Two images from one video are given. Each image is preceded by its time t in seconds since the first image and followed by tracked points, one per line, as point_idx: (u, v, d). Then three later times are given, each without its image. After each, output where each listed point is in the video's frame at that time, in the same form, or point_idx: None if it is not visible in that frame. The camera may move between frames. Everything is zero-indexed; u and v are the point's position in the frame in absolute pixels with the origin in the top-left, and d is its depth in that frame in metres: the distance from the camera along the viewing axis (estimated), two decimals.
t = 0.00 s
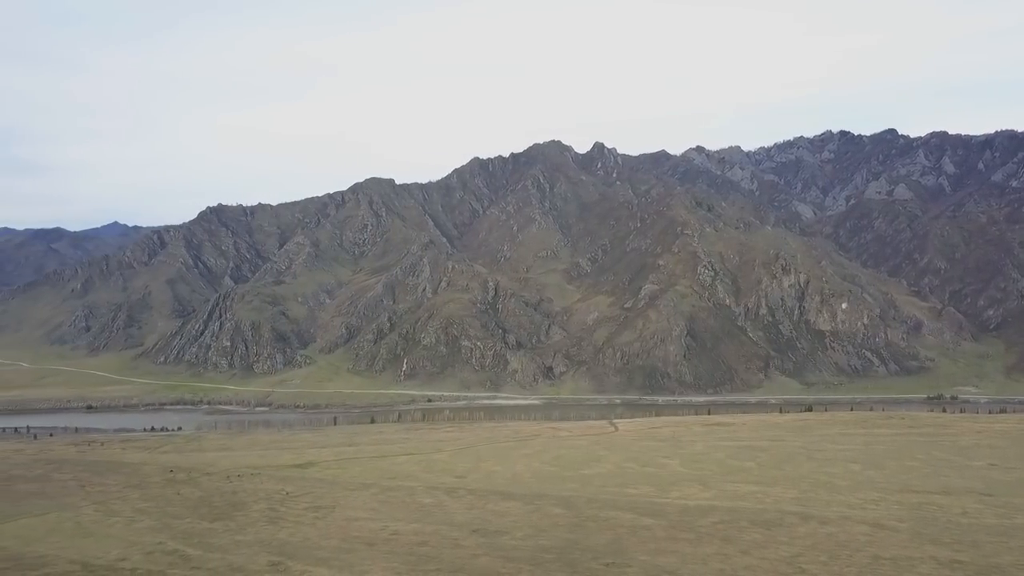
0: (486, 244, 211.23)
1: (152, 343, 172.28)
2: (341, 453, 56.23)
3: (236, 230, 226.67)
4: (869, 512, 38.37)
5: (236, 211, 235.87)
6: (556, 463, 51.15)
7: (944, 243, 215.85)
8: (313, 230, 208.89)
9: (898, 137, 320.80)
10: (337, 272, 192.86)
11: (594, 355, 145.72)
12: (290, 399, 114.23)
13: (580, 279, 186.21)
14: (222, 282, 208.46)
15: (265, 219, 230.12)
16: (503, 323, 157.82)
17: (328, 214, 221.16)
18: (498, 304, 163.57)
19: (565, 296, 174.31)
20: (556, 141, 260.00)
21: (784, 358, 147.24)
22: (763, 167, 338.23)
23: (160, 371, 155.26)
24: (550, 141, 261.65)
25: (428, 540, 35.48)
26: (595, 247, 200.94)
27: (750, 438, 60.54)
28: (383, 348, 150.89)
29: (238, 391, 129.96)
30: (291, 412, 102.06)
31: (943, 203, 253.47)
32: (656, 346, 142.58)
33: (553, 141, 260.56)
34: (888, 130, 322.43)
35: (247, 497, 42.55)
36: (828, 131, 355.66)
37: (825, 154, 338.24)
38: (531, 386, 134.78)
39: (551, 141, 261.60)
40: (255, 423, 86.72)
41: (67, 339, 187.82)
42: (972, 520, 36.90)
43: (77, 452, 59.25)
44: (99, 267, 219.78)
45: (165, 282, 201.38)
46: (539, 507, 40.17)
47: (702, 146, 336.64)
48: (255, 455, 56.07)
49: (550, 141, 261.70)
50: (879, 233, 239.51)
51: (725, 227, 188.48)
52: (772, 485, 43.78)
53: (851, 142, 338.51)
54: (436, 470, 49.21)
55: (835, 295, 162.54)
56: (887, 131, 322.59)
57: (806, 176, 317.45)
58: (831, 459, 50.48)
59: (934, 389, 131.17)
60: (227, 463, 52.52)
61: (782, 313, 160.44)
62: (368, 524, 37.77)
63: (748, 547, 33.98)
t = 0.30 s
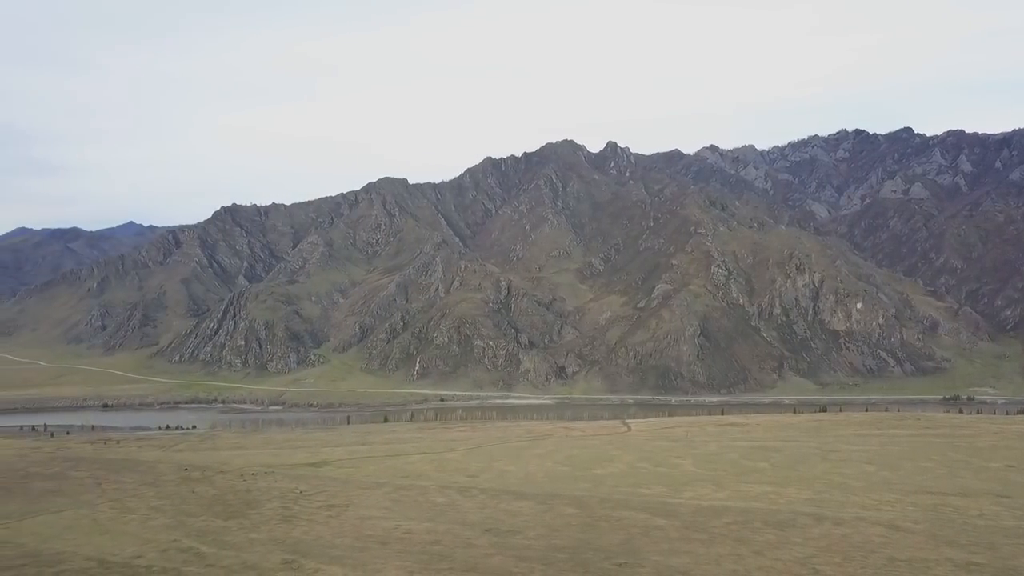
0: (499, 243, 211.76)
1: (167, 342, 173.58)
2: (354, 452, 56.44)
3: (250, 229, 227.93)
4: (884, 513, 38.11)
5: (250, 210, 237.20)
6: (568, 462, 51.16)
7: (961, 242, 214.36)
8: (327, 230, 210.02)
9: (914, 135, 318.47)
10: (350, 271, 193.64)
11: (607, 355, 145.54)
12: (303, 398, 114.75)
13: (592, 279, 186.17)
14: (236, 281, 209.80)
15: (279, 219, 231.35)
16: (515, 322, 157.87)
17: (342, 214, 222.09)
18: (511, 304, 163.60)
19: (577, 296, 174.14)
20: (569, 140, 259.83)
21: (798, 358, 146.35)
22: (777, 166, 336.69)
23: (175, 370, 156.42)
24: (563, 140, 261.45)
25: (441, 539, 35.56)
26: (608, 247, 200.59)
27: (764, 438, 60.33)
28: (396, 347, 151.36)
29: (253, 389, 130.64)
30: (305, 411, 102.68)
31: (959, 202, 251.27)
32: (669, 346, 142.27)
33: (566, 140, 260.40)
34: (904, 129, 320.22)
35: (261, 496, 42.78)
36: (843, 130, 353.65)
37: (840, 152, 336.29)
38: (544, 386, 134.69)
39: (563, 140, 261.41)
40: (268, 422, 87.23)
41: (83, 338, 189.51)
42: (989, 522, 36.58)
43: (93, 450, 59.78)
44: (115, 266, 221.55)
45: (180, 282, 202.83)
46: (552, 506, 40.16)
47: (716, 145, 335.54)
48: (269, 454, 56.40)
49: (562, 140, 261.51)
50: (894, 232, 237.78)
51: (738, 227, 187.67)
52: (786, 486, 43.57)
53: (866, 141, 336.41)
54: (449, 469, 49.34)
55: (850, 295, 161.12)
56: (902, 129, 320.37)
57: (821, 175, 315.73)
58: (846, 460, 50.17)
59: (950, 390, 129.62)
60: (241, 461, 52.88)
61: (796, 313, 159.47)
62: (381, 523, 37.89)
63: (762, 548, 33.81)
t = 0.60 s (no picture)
0: (510, 243, 212.19)
1: (181, 341, 174.61)
2: (366, 451, 56.58)
3: (263, 229, 229.00)
4: (898, 514, 37.86)
5: (262, 210, 238.22)
6: (580, 462, 51.10)
7: (976, 241, 212.81)
8: (339, 229, 211.00)
9: (929, 134, 316.20)
10: (362, 270, 194.21)
11: (619, 355, 145.19)
12: (316, 397, 115.24)
13: (604, 278, 186.06)
14: (249, 280, 210.85)
15: (291, 219, 232.36)
16: (526, 322, 157.82)
17: (354, 214, 222.88)
18: (522, 303, 163.56)
19: (589, 295, 173.94)
20: (581, 139, 259.55)
21: (811, 358, 145.44)
22: (791, 165, 335.00)
23: (188, 369, 157.34)
24: (575, 139, 261.13)
25: (452, 538, 35.59)
26: (620, 246, 200.19)
27: (777, 438, 60.08)
28: (408, 347, 151.68)
29: (266, 388, 131.17)
30: (318, 410, 103.21)
31: (975, 201, 249.15)
32: (682, 346, 141.86)
33: (578, 139, 260.08)
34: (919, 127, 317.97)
35: (273, 494, 42.98)
36: (857, 128, 351.63)
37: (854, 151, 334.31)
38: (555, 385, 134.54)
39: (575, 139, 261.09)
40: (281, 420, 87.61)
41: (98, 337, 191.01)
42: (1005, 523, 36.22)
43: (107, 448, 60.28)
44: (129, 266, 223.12)
45: (193, 281, 204.00)
46: (564, 506, 40.13)
47: (729, 144, 334.73)
48: (282, 452, 56.67)
49: (574, 139, 261.19)
50: (909, 232, 236.13)
51: (751, 226, 186.87)
52: (799, 486, 43.34)
53: (881, 140, 334.27)
54: (461, 468, 49.38)
55: (864, 295, 159.76)
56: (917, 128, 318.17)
57: (834, 174, 314.01)
58: (860, 461, 49.85)
59: (966, 391, 128.09)
60: (254, 460, 53.15)
61: (809, 313, 158.56)
62: (393, 522, 38.00)
63: (774, 548, 33.67)
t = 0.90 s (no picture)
0: (521, 243, 212.68)
1: (194, 340, 175.55)
2: (377, 449, 56.74)
3: (275, 229, 230.01)
4: (913, 515, 37.58)
5: (275, 209, 239.17)
6: (591, 461, 51.07)
7: (991, 241, 211.09)
8: (351, 229, 211.86)
9: (943, 133, 314.13)
10: (374, 270, 194.76)
11: (630, 355, 144.89)
12: (327, 397, 115.66)
13: (615, 277, 185.93)
14: (262, 280, 211.82)
15: (303, 219, 233.39)
16: (537, 321, 157.71)
17: (366, 214, 223.59)
18: (533, 303, 163.46)
19: (599, 295, 173.68)
20: (592, 139, 259.15)
21: (824, 358, 144.69)
22: (803, 164, 333.45)
23: (201, 368, 158.17)
24: (586, 139, 260.77)
25: (463, 537, 35.64)
26: (631, 245, 199.87)
27: (789, 438, 59.83)
28: (419, 346, 151.98)
29: (278, 387, 131.71)
30: (330, 409, 103.62)
31: (990, 200, 247.13)
32: (694, 346, 141.46)
33: (589, 139, 259.63)
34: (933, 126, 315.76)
35: (285, 493, 43.20)
36: (870, 127, 349.60)
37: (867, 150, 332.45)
38: (566, 385, 134.43)
39: (586, 138, 260.75)
40: (293, 419, 87.97)
41: (112, 336, 192.40)
42: (1020, 526, 35.85)
43: (121, 446, 60.71)
44: (142, 265, 224.48)
45: (206, 281, 205.03)
46: (575, 506, 40.09)
47: (740, 143, 333.81)
48: (293, 451, 56.89)
49: (585, 139, 260.83)
50: (922, 231, 234.56)
51: (763, 225, 186.11)
52: (811, 487, 43.13)
53: (894, 139, 332.29)
54: (471, 467, 49.48)
55: (877, 294, 158.64)
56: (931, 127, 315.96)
57: (847, 173, 312.43)
58: (872, 461, 49.60)
59: (980, 392, 126.82)
60: (266, 458, 53.41)
61: (822, 313, 157.76)
62: (404, 520, 38.08)
63: (786, 549, 33.53)
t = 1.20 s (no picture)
0: (532, 243, 212.85)
1: (206, 339, 176.53)
2: (388, 448, 56.88)
3: (287, 228, 230.96)
4: (926, 517, 37.34)
5: (286, 209, 240.06)
6: (602, 461, 51.01)
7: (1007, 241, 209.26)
8: (362, 228, 212.52)
9: (957, 131, 311.74)
10: (385, 269, 195.26)
11: (641, 355, 144.57)
12: (339, 396, 116.12)
13: (627, 277, 185.62)
14: (274, 279, 212.79)
15: (315, 219, 234.23)
16: (548, 321, 157.57)
17: (377, 214, 224.17)
18: (544, 303, 163.36)
19: (611, 295, 173.44)
20: (603, 138, 258.89)
21: (837, 358, 143.81)
22: (816, 163, 331.66)
23: (214, 367, 159.02)
24: (597, 138, 260.58)
25: (474, 537, 35.66)
26: (643, 244, 199.43)
27: (801, 438, 59.52)
28: (430, 345, 152.27)
29: (289, 386, 132.34)
30: (341, 408, 104.00)
31: (1005, 199, 244.83)
32: (705, 345, 141.00)
33: (600, 138, 259.41)
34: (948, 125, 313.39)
35: (297, 491, 43.37)
36: (883, 126, 347.38)
37: (881, 149, 330.23)
38: (577, 385, 134.30)
39: (597, 138, 260.54)
40: (304, 418, 88.35)
41: (125, 335, 193.78)
42: None
43: (135, 444, 61.13)
44: (156, 265, 225.92)
45: (218, 280, 206.12)
46: (586, 506, 40.05)
47: (753, 142, 332.55)
48: (305, 450, 57.10)
49: (596, 138, 260.62)
50: (937, 230, 232.68)
51: (775, 225, 185.29)
52: (824, 488, 42.87)
53: (908, 137, 329.91)
54: (482, 467, 49.49)
55: (890, 294, 157.43)
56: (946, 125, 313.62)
57: (860, 172, 310.46)
58: (885, 462, 49.29)
59: (995, 393, 125.56)
60: (279, 457, 53.65)
61: (835, 313, 156.78)
62: (415, 520, 38.14)
63: (799, 550, 33.41)
